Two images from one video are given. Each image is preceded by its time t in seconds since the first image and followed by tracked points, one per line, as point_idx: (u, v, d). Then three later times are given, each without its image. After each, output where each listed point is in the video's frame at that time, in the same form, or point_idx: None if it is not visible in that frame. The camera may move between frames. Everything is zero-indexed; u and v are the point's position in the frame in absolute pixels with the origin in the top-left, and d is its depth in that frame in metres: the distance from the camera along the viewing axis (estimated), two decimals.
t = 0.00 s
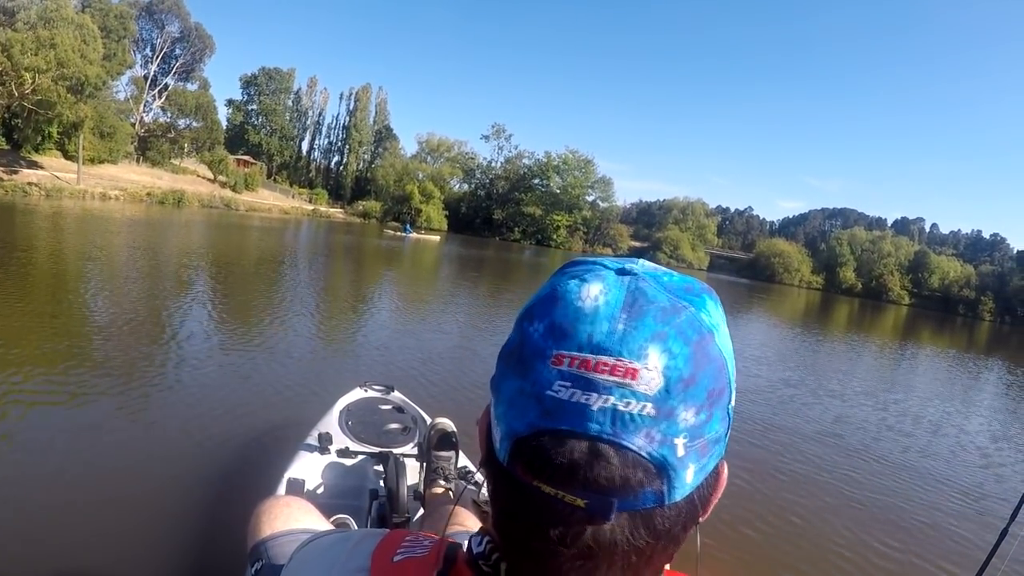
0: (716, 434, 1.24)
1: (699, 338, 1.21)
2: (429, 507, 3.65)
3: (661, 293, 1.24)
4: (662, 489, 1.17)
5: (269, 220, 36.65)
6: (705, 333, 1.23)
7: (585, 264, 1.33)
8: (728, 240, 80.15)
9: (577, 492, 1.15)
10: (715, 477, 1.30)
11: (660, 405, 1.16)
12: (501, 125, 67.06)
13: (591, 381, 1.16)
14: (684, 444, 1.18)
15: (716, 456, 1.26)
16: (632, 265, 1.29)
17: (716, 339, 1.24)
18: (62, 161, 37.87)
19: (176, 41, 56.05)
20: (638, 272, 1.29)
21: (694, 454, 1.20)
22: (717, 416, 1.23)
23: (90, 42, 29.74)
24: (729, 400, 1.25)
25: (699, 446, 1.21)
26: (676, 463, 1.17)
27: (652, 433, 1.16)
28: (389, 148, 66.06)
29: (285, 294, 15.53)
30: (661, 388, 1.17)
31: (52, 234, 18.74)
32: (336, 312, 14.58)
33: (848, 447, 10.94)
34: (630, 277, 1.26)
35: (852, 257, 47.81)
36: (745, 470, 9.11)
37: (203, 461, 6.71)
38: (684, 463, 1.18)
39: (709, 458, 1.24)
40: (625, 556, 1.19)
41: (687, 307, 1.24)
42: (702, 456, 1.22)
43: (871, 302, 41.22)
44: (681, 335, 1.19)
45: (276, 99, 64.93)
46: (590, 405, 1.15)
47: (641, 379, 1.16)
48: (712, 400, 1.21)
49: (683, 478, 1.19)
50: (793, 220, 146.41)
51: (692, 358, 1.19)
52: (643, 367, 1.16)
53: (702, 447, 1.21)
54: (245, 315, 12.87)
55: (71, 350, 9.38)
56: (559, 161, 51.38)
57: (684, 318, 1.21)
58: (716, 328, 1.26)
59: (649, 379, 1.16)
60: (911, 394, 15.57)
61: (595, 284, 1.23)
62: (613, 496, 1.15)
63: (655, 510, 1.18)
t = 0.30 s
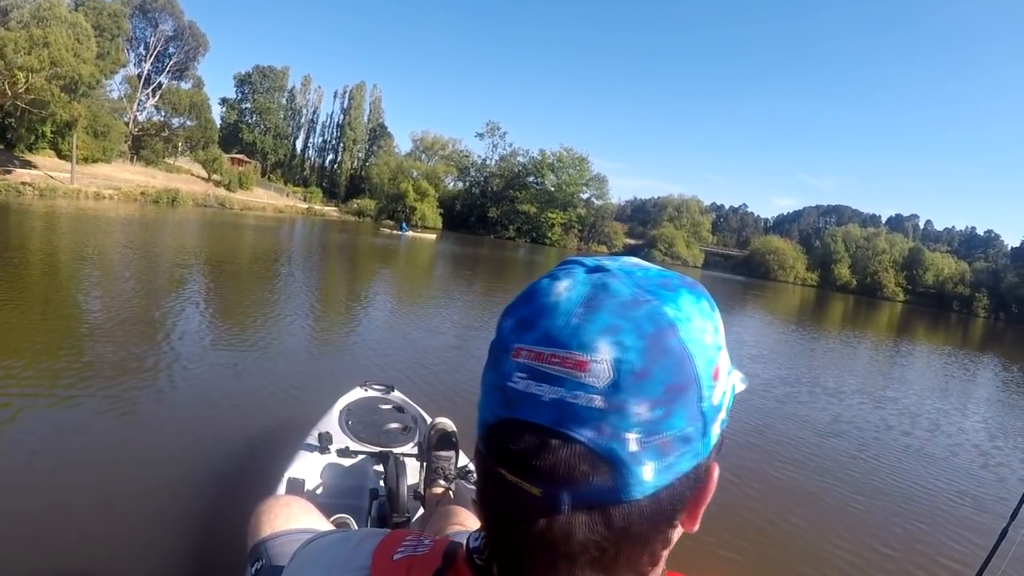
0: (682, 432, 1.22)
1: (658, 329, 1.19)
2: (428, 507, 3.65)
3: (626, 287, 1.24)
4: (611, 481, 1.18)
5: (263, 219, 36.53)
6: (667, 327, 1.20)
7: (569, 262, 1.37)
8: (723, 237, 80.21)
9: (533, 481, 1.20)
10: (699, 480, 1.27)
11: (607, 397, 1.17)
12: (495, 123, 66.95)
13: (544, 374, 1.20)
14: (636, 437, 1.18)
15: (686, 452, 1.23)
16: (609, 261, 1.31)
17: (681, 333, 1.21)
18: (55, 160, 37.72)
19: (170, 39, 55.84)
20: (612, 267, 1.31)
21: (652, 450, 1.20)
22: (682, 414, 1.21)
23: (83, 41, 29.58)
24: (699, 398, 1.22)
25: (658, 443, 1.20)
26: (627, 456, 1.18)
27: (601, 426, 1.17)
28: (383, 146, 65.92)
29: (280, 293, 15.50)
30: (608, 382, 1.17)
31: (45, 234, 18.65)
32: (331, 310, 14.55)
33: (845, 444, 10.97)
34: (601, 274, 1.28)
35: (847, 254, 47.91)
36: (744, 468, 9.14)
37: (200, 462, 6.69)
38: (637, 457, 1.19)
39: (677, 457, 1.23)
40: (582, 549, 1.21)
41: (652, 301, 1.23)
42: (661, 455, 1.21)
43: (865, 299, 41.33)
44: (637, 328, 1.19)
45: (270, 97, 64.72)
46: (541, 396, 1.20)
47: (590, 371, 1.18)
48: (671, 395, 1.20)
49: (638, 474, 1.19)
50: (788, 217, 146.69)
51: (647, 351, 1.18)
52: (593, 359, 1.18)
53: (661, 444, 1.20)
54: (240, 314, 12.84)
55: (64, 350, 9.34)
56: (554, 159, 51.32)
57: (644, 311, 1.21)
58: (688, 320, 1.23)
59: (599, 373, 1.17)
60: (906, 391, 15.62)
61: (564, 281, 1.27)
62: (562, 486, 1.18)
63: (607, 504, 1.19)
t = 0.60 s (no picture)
0: (639, 437, 1.22)
1: (612, 331, 1.21)
2: (429, 506, 3.65)
3: (591, 287, 1.28)
4: (556, 482, 1.21)
5: (257, 219, 36.44)
6: (622, 330, 1.22)
7: (552, 264, 1.42)
8: (718, 235, 80.33)
9: (491, 477, 1.27)
10: (667, 487, 1.25)
11: (555, 397, 1.21)
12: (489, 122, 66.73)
13: (503, 370, 1.28)
14: (585, 441, 1.20)
15: (645, 459, 1.22)
16: (584, 261, 1.36)
17: (639, 336, 1.22)
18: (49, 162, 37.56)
19: (163, 40, 55.65)
20: (584, 268, 1.36)
21: (603, 454, 1.20)
22: (637, 418, 1.21)
23: (76, 41, 29.44)
24: (658, 402, 1.22)
25: (610, 448, 1.21)
26: (572, 458, 1.20)
27: (548, 426, 1.21)
28: (378, 146, 65.78)
29: (275, 294, 15.48)
30: (556, 381, 1.21)
31: (39, 236, 18.55)
32: (326, 311, 14.52)
33: (843, 441, 11.02)
34: (570, 275, 1.34)
35: (841, 251, 48.01)
36: (743, 466, 9.17)
37: (198, 464, 6.65)
38: (585, 462, 1.20)
39: (635, 462, 1.23)
40: (535, 548, 1.25)
41: (613, 301, 1.25)
42: (613, 460, 1.21)
43: (860, 296, 41.40)
44: (590, 330, 1.22)
45: (264, 97, 64.56)
46: (497, 393, 1.28)
47: (541, 371, 1.23)
48: (624, 400, 1.20)
49: (589, 479, 1.21)
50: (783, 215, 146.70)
51: (597, 353, 1.20)
52: (545, 360, 1.22)
53: (613, 450, 1.21)
54: (234, 315, 12.81)
55: (57, 352, 9.29)
56: (548, 158, 51.28)
57: (601, 311, 1.23)
58: (650, 323, 1.23)
59: (548, 371, 1.22)
60: (902, 388, 15.68)
61: (534, 282, 1.34)
62: (511, 483, 1.23)
63: (557, 504, 1.22)
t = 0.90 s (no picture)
0: (649, 443, 1.22)
1: (622, 337, 1.22)
2: (430, 506, 3.65)
3: (604, 291, 1.28)
4: (564, 485, 1.21)
5: (251, 219, 36.34)
6: (632, 336, 1.22)
7: (564, 266, 1.43)
8: (713, 234, 80.44)
9: (499, 480, 1.27)
10: (673, 493, 1.26)
11: (565, 403, 1.21)
12: (484, 121, 66.64)
13: (513, 374, 1.28)
14: (595, 447, 1.20)
15: (652, 465, 1.23)
16: (596, 265, 1.36)
17: (651, 342, 1.22)
18: (42, 162, 37.39)
19: (158, 39, 55.49)
20: (597, 272, 1.36)
21: (610, 459, 1.20)
22: (646, 425, 1.21)
23: (70, 40, 29.28)
24: (668, 408, 1.23)
25: (619, 453, 1.21)
26: (581, 462, 1.20)
27: (557, 430, 1.21)
28: (373, 145, 65.66)
29: (270, 293, 15.44)
30: (566, 386, 1.22)
31: (32, 236, 18.42)
32: (321, 310, 14.49)
33: (840, 440, 11.06)
34: (583, 278, 1.34)
35: (836, 250, 48.15)
36: (742, 465, 9.20)
37: (197, 465, 6.63)
38: (594, 466, 1.20)
39: (643, 468, 1.23)
40: (541, 551, 1.25)
41: (625, 306, 1.25)
42: (621, 466, 1.22)
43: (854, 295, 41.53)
44: (601, 335, 1.22)
45: (258, 96, 64.37)
46: (508, 395, 1.28)
47: (550, 375, 1.23)
48: (634, 406, 1.21)
49: (597, 485, 1.21)
50: (777, 214, 146.91)
51: (605, 359, 1.21)
52: (555, 364, 1.23)
53: (622, 454, 1.21)
54: (229, 315, 12.77)
55: (51, 353, 9.23)
56: (543, 157, 51.27)
57: (613, 316, 1.24)
58: (661, 329, 1.23)
59: (557, 376, 1.23)
60: (898, 386, 15.75)
61: (546, 285, 1.34)
62: (519, 486, 1.23)
63: (565, 508, 1.22)
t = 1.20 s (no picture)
0: (651, 439, 1.23)
1: (625, 335, 1.22)
2: (430, 507, 3.64)
3: (608, 289, 1.29)
4: (566, 480, 1.21)
5: (246, 217, 36.26)
6: (635, 333, 1.22)
7: (568, 266, 1.43)
8: (708, 236, 80.61)
9: (501, 476, 1.27)
10: (676, 491, 1.26)
11: (568, 398, 1.22)
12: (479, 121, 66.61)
13: (516, 371, 1.29)
14: (597, 442, 1.21)
15: (654, 463, 1.23)
16: (601, 264, 1.37)
17: (654, 341, 1.23)
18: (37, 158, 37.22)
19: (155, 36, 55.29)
20: (601, 271, 1.36)
21: (613, 456, 1.21)
22: (649, 422, 1.22)
23: (66, 36, 29.08)
24: (671, 406, 1.23)
25: (620, 450, 1.21)
26: (582, 459, 1.20)
27: (559, 426, 1.22)
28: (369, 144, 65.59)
29: (264, 292, 15.41)
30: (568, 383, 1.22)
31: (26, 233, 18.33)
32: (315, 309, 14.47)
33: (836, 443, 11.10)
34: (588, 278, 1.34)
35: (830, 254, 48.32)
36: (739, 469, 9.23)
37: (193, 463, 6.61)
38: (595, 463, 1.20)
39: (645, 465, 1.23)
40: (542, 547, 1.24)
41: (628, 304, 1.26)
42: (624, 464, 1.22)
43: (849, 298, 41.69)
44: (604, 332, 1.23)
45: (255, 94, 64.19)
46: (511, 392, 1.28)
47: (553, 372, 1.24)
48: (636, 403, 1.21)
49: (599, 480, 1.21)
50: (771, 217, 147.38)
51: (609, 356, 1.21)
52: (557, 361, 1.23)
53: (624, 451, 1.21)
54: (223, 314, 12.72)
55: (43, 350, 9.18)
56: (538, 158, 51.29)
57: (616, 314, 1.24)
58: (664, 327, 1.24)
59: (560, 372, 1.23)
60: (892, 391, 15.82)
61: (551, 284, 1.35)
62: (521, 481, 1.24)
63: (567, 505, 1.22)
